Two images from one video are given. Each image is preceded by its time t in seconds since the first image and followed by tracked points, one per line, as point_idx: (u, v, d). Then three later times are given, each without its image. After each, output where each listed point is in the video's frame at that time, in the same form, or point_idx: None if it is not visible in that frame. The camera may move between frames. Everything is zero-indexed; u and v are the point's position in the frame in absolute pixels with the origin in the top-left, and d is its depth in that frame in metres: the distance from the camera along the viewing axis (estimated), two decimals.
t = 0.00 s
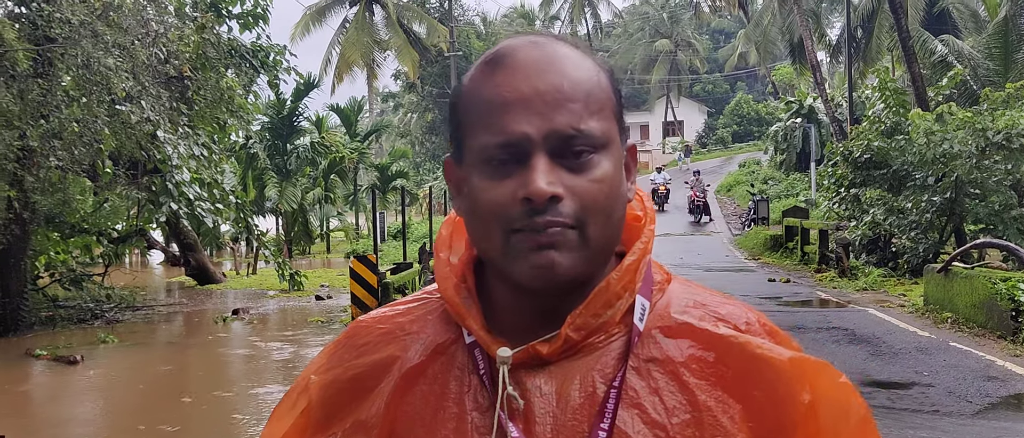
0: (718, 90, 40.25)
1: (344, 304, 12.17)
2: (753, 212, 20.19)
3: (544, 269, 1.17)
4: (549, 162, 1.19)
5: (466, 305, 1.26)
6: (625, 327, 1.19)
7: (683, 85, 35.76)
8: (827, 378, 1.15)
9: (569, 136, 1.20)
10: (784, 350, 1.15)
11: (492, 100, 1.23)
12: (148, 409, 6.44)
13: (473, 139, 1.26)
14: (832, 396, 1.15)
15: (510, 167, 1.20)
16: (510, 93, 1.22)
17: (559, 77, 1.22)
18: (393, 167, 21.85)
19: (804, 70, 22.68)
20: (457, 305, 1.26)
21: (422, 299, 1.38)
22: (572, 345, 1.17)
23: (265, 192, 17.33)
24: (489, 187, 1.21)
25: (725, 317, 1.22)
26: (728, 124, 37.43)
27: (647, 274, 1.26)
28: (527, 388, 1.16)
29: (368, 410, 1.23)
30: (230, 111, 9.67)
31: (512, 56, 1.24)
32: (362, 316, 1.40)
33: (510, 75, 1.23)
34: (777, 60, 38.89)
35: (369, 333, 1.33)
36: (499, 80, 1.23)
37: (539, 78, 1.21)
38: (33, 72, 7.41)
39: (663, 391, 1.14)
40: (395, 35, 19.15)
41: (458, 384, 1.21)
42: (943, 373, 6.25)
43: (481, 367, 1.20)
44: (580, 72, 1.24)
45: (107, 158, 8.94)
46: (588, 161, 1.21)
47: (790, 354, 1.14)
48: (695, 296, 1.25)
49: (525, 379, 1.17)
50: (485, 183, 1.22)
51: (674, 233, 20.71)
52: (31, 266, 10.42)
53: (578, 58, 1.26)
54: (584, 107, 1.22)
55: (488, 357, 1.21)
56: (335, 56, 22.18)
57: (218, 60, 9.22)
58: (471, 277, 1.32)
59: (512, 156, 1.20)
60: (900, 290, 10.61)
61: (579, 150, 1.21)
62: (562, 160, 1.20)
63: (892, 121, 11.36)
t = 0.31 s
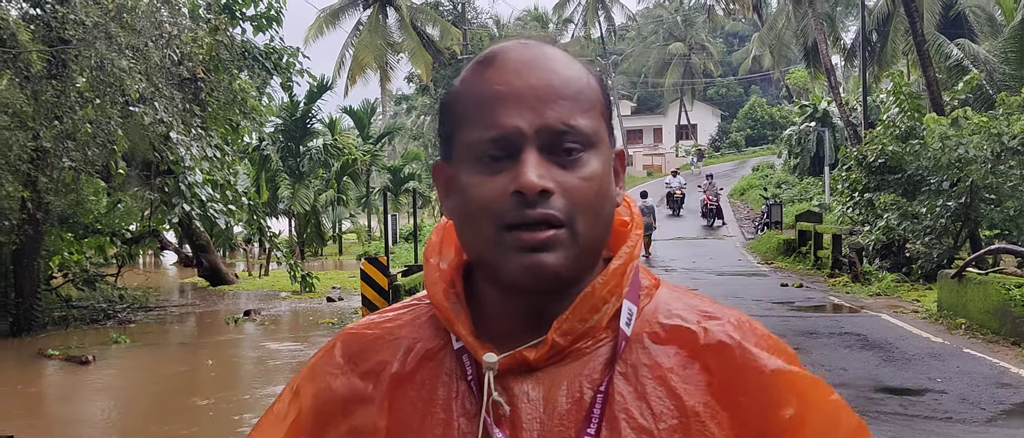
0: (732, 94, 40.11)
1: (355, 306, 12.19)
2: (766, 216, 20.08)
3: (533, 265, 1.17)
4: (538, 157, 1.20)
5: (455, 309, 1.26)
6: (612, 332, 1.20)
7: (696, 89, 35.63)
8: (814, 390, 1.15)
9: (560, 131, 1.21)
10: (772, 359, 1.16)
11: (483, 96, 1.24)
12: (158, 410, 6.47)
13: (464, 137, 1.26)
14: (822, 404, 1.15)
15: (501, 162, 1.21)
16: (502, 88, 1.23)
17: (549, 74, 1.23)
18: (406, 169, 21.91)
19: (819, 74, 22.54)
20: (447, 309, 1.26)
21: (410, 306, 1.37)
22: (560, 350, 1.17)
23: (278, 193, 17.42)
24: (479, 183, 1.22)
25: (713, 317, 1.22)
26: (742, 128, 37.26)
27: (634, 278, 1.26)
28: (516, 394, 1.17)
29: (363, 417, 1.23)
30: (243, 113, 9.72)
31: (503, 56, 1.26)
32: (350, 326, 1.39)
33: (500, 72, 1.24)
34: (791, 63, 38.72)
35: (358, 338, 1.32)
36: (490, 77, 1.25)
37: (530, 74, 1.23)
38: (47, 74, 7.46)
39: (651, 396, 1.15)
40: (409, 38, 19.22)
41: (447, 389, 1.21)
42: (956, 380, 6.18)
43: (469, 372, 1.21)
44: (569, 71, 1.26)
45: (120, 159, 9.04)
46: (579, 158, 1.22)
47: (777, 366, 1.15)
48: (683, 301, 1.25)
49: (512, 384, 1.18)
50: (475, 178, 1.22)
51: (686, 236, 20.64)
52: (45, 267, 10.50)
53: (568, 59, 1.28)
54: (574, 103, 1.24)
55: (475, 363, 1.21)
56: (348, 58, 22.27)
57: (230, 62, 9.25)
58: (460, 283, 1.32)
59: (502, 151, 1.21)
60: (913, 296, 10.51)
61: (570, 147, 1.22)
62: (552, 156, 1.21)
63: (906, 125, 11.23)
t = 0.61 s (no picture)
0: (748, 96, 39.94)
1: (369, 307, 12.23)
2: (782, 220, 19.95)
3: (529, 278, 1.20)
4: (537, 170, 1.22)
5: (447, 304, 1.30)
6: (601, 328, 1.25)
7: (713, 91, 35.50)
8: (807, 382, 1.20)
9: (558, 142, 1.23)
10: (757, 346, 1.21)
11: (481, 105, 1.25)
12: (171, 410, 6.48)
13: (462, 142, 1.28)
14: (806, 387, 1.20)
15: (499, 172, 1.23)
16: (501, 98, 1.24)
17: (550, 84, 1.25)
18: (421, 171, 21.97)
19: (836, 77, 22.40)
20: (440, 306, 1.29)
21: (405, 303, 1.41)
22: (550, 344, 1.22)
23: (294, 194, 17.52)
24: (476, 193, 1.23)
25: (702, 311, 1.27)
26: (758, 130, 37.08)
27: (625, 275, 1.31)
28: (505, 387, 1.21)
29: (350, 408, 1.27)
30: (259, 114, 9.80)
31: (503, 61, 1.27)
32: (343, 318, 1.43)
33: (499, 80, 1.25)
34: (808, 66, 38.51)
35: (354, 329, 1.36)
36: (488, 84, 1.26)
37: (529, 84, 1.24)
38: (65, 74, 7.50)
39: (640, 388, 1.19)
40: (424, 39, 19.32)
41: (438, 381, 1.25)
42: (972, 386, 6.11)
43: (460, 366, 1.25)
44: (569, 81, 1.27)
45: (138, 160, 9.10)
46: (576, 169, 1.24)
47: (763, 353, 1.20)
48: (673, 298, 1.30)
49: (503, 377, 1.22)
50: (472, 186, 1.24)
51: (701, 239, 20.55)
52: (61, 265, 10.60)
53: (568, 67, 1.29)
54: (573, 114, 1.25)
55: (466, 356, 1.25)
56: (364, 60, 22.37)
57: (247, 63, 9.29)
58: (454, 280, 1.34)
59: (499, 160, 1.23)
60: (930, 300, 10.40)
61: (567, 159, 1.24)
62: (549, 167, 1.23)
63: (924, 128, 11.18)
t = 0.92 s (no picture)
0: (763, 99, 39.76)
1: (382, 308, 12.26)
2: (796, 222, 19.82)
3: (540, 302, 1.23)
4: (547, 192, 1.22)
5: (450, 307, 1.35)
6: (613, 335, 1.29)
7: (727, 93, 35.35)
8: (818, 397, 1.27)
9: (570, 159, 1.24)
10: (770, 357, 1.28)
11: (486, 122, 1.25)
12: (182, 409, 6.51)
13: (466, 156, 1.28)
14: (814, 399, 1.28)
15: (506, 192, 1.23)
16: (506, 116, 1.24)
17: (560, 101, 1.24)
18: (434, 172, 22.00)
19: (851, 79, 22.25)
20: (440, 306, 1.35)
21: (408, 298, 1.46)
22: (559, 351, 1.27)
23: (308, 195, 17.59)
24: (482, 211, 1.24)
25: (714, 323, 1.32)
26: (773, 133, 36.89)
27: (637, 281, 1.35)
28: (511, 393, 1.25)
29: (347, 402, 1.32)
30: (273, 115, 9.94)
31: (507, 71, 1.27)
32: (345, 310, 1.50)
33: (505, 98, 1.24)
34: (824, 68, 38.30)
35: (355, 327, 1.42)
36: (493, 101, 1.25)
37: (537, 98, 1.24)
38: (80, 75, 7.59)
39: (648, 399, 1.24)
40: (438, 42, 19.36)
41: (441, 385, 1.30)
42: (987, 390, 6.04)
43: (464, 367, 1.30)
44: (579, 93, 1.26)
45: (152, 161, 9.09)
46: (589, 186, 1.25)
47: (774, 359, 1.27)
48: (683, 304, 1.36)
49: (507, 383, 1.27)
50: (479, 205, 1.25)
51: (715, 242, 20.47)
52: (77, 265, 10.70)
53: (577, 76, 1.29)
54: (586, 128, 1.26)
55: (469, 358, 1.30)
56: (379, 61, 22.44)
57: (261, 64, 9.35)
58: (453, 278, 1.41)
59: (506, 179, 1.23)
60: (945, 304, 10.29)
61: (579, 176, 1.24)
62: (561, 186, 1.23)
63: (940, 131, 11.08)
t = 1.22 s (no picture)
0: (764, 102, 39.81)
1: (385, 313, 12.27)
2: (798, 226, 19.80)
3: (562, 309, 1.18)
4: (568, 193, 1.19)
5: (471, 325, 1.28)
6: (641, 354, 1.21)
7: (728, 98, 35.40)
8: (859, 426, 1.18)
9: (591, 159, 1.21)
10: (807, 378, 1.18)
11: (503, 121, 1.24)
12: (187, 415, 6.50)
13: (484, 161, 1.26)
14: (848, 419, 1.18)
15: (525, 194, 1.21)
16: (523, 116, 1.22)
17: (581, 101, 1.23)
18: (436, 177, 22.04)
19: (853, 83, 22.25)
20: (462, 325, 1.28)
21: (428, 313, 1.40)
22: (586, 371, 1.18)
23: (310, 200, 17.62)
24: (500, 215, 1.22)
25: (746, 342, 1.23)
26: (774, 137, 36.92)
27: (666, 296, 1.27)
28: (537, 416, 1.17)
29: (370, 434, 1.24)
30: (275, 119, 9.96)
31: (526, 72, 1.25)
32: (364, 328, 1.43)
33: (525, 96, 1.23)
34: (825, 73, 38.36)
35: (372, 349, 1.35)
36: (511, 101, 1.24)
37: (555, 99, 1.22)
38: (84, 81, 7.57)
39: (680, 422, 1.15)
40: (440, 47, 19.42)
41: (465, 409, 1.22)
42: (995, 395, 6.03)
43: (489, 392, 1.22)
44: (601, 94, 1.25)
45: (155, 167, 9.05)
46: (611, 190, 1.22)
47: (814, 382, 1.17)
48: (714, 320, 1.27)
49: (534, 405, 1.18)
50: (497, 210, 1.22)
51: (717, 246, 20.45)
52: (81, 271, 10.71)
53: (598, 78, 1.27)
54: (607, 129, 1.23)
55: (495, 382, 1.22)
56: (380, 66, 22.50)
57: (263, 69, 9.35)
58: (476, 296, 1.35)
59: (523, 181, 1.21)
60: (949, 308, 10.27)
61: (600, 177, 1.22)
62: (580, 189, 1.21)
63: (942, 135, 11.08)
